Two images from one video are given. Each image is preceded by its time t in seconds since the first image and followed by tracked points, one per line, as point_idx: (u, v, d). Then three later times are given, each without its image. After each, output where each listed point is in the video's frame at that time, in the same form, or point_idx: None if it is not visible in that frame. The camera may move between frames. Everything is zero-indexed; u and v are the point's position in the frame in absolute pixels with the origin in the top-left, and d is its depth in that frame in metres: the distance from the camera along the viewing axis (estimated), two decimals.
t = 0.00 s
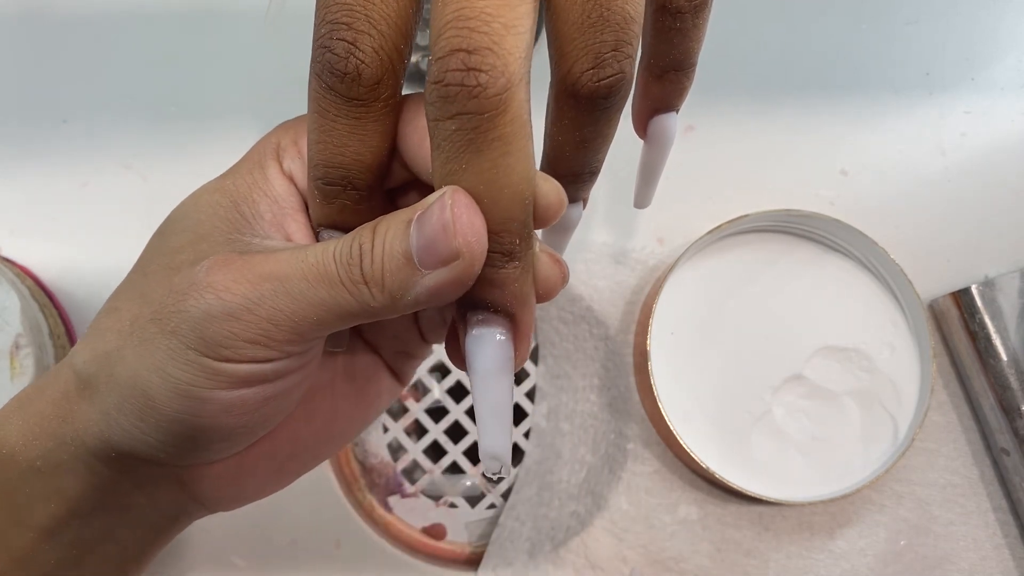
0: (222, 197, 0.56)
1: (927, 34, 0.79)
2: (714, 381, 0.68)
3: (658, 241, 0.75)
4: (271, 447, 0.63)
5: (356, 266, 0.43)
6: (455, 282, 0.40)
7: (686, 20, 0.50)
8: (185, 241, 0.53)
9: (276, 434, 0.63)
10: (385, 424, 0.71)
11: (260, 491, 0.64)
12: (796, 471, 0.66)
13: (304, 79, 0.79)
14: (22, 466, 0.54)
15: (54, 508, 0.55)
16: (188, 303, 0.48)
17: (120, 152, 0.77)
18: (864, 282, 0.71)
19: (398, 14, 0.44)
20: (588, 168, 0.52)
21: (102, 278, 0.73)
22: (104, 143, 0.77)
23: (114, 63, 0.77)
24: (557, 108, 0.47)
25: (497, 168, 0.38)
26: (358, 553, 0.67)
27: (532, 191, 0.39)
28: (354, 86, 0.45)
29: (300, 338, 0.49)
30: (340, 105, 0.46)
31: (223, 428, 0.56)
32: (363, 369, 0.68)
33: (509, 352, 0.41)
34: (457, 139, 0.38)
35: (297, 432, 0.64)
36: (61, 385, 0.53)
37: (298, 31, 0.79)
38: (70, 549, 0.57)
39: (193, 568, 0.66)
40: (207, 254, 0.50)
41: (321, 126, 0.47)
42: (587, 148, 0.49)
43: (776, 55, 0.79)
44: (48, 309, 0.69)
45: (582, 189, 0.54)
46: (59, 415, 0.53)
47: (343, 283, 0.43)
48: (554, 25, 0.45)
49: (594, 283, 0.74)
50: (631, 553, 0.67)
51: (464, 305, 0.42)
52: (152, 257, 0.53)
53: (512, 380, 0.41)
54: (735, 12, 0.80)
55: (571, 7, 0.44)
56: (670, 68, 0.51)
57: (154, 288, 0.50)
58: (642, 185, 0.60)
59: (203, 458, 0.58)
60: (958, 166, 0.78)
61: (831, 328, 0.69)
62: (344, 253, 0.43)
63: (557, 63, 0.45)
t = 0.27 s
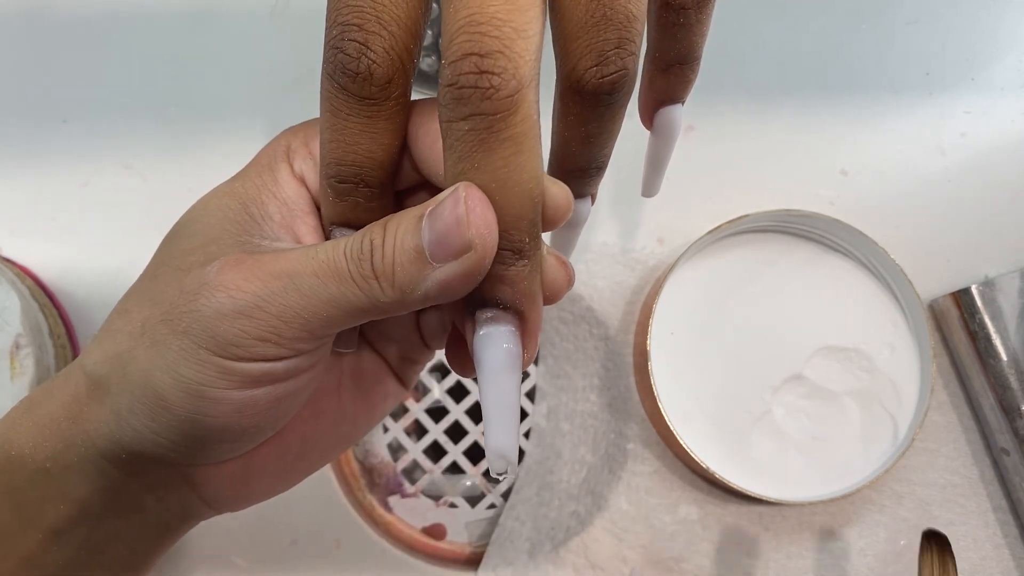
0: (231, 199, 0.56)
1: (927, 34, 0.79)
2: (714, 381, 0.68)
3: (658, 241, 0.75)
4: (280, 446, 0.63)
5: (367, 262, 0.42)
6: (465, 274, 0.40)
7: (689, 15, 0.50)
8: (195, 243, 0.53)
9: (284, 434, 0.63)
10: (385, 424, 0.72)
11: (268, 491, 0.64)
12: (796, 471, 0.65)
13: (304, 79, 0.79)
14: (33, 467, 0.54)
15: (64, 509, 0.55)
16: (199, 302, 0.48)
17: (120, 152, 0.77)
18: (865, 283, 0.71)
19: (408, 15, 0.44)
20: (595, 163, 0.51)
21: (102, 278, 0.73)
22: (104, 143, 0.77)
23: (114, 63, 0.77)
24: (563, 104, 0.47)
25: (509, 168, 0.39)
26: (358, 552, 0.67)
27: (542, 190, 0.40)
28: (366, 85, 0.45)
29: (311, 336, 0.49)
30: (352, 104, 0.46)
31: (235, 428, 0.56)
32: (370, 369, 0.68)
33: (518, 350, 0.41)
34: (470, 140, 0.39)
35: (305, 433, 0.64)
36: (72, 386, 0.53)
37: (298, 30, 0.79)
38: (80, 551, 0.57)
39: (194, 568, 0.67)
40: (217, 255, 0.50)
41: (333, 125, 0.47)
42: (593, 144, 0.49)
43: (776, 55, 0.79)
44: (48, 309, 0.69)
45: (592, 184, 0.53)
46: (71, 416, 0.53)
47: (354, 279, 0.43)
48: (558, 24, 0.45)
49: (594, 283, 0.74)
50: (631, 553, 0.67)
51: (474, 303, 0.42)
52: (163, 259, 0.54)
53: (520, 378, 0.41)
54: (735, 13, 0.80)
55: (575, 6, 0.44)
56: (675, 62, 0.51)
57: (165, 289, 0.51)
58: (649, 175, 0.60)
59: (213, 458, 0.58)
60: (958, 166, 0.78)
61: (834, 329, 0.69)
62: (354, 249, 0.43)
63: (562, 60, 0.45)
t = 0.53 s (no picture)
0: (229, 198, 0.56)
1: (926, 34, 0.79)
2: (713, 381, 0.68)
3: (658, 241, 0.75)
4: (281, 443, 0.64)
5: (366, 255, 0.42)
6: (464, 267, 0.40)
7: (685, 12, 0.49)
8: (195, 242, 0.53)
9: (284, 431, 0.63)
10: (385, 424, 0.72)
11: (269, 490, 0.64)
12: (796, 471, 0.65)
13: (304, 79, 0.79)
14: (33, 467, 0.54)
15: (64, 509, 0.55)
16: (200, 299, 0.48)
17: (120, 152, 0.77)
18: (864, 282, 0.71)
19: (406, 9, 0.44)
20: (590, 160, 0.51)
21: (103, 278, 0.73)
22: (104, 143, 0.77)
23: (115, 62, 0.77)
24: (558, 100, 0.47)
25: (506, 163, 0.39)
26: (358, 552, 0.67)
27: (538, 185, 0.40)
28: (363, 80, 0.45)
29: (313, 331, 0.49)
30: (349, 100, 0.46)
31: (237, 425, 0.56)
32: (367, 366, 0.70)
33: (517, 346, 0.41)
34: (468, 136, 0.39)
35: (306, 430, 0.65)
36: (72, 386, 0.53)
37: (298, 30, 0.79)
38: (80, 551, 0.57)
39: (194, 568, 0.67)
40: (218, 253, 0.51)
41: (330, 121, 0.47)
42: (588, 140, 0.49)
43: (776, 55, 0.79)
44: (48, 309, 0.69)
45: (587, 180, 0.54)
46: (72, 416, 0.53)
47: (353, 273, 0.43)
48: (553, 21, 0.45)
49: (594, 283, 0.74)
50: (631, 553, 0.67)
51: (472, 296, 0.42)
52: (163, 259, 0.54)
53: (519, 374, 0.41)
54: (735, 13, 0.80)
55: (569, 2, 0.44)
56: (670, 58, 0.51)
57: (166, 288, 0.51)
58: (646, 169, 0.61)
59: (214, 456, 0.58)
60: (958, 166, 0.78)
61: (833, 328, 0.69)
62: (353, 243, 0.43)
63: (556, 57, 0.45)
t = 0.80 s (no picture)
0: (230, 197, 0.56)
1: (927, 34, 0.79)
2: (712, 381, 0.68)
3: (658, 241, 0.75)
4: (283, 444, 0.64)
5: (369, 256, 0.42)
6: (468, 267, 0.39)
7: (680, 13, 0.50)
8: (196, 241, 0.52)
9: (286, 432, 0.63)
10: (385, 424, 0.72)
11: (272, 490, 0.64)
12: (796, 471, 0.65)
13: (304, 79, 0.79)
14: (35, 469, 0.54)
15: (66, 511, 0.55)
16: (203, 301, 0.48)
17: (120, 152, 0.77)
18: (863, 282, 0.71)
19: (403, 10, 0.44)
20: (584, 160, 0.52)
21: (103, 278, 0.73)
22: (104, 143, 0.77)
23: (114, 62, 0.77)
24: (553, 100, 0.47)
25: (511, 162, 0.39)
26: (359, 553, 0.67)
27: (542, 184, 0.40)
28: (362, 81, 0.45)
29: (316, 332, 0.49)
30: (348, 100, 0.46)
31: (239, 425, 0.56)
32: (369, 368, 0.69)
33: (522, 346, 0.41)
34: (472, 135, 0.38)
35: (307, 430, 0.65)
36: (74, 388, 0.53)
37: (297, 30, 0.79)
38: (81, 552, 0.57)
39: (195, 568, 0.67)
40: (220, 252, 0.50)
41: (330, 122, 0.47)
42: (583, 140, 0.49)
43: (776, 55, 0.79)
44: (48, 309, 0.69)
45: (582, 179, 0.55)
46: (74, 417, 0.53)
47: (356, 274, 0.43)
48: (548, 21, 0.45)
49: (594, 283, 0.74)
50: (631, 553, 0.67)
51: (475, 296, 0.42)
52: (164, 257, 0.53)
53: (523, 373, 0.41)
54: (735, 13, 0.80)
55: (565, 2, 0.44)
56: (665, 59, 0.51)
57: (168, 288, 0.50)
58: (641, 171, 0.60)
59: (217, 456, 0.59)
60: (958, 166, 0.78)
61: (832, 327, 0.69)
62: (356, 244, 0.43)
63: (551, 58, 0.45)
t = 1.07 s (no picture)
0: (231, 197, 0.55)
1: (927, 34, 0.79)
2: (711, 381, 0.68)
3: (658, 241, 0.75)
4: (284, 444, 0.63)
5: (370, 257, 0.42)
6: (472, 269, 0.40)
7: (677, 14, 0.49)
8: (197, 241, 0.52)
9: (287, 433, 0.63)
10: (385, 424, 0.72)
11: (273, 490, 0.64)
12: (796, 472, 0.65)
13: (303, 79, 0.79)
14: (36, 471, 0.54)
15: (67, 512, 0.55)
16: (205, 301, 0.48)
17: (120, 152, 0.77)
18: (863, 282, 0.71)
19: (402, 9, 0.44)
20: (581, 160, 0.52)
21: (103, 278, 0.73)
22: (104, 144, 0.77)
23: (114, 63, 0.77)
24: (550, 100, 0.47)
25: (514, 163, 0.39)
26: (359, 553, 0.67)
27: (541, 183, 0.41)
28: (362, 82, 0.45)
29: (317, 332, 0.49)
30: (348, 101, 0.46)
31: (241, 425, 0.56)
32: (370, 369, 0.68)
33: (521, 345, 0.41)
34: (475, 136, 0.39)
35: (309, 430, 0.64)
36: (75, 389, 0.53)
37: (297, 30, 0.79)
38: (82, 553, 0.57)
39: (195, 568, 0.67)
40: (221, 252, 0.50)
41: (330, 122, 0.47)
42: (580, 141, 0.49)
43: (776, 55, 0.79)
44: (48, 309, 0.69)
45: (579, 179, 0.55)
46: (75, 419, 0.53)
47: (357, 275, 0.43)
48: (546, 21, 0.45)
49: (594, 283, 0.74)
50: (631, 553, 0.67)
51: (475, 295, 0.43)
52: (165, 258, 0.53)
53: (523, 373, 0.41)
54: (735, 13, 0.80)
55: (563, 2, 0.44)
56: (662, 59, 0.51)
57: (168, 288, 0.50)
58: (638, 169, 0.61)
59: (218, 457, 0.59)
60: (958, 166, 0.78)
61: (832, 327, 0.69)
62: (356, 245, 0.43)
63: (549, 58, 0.45)
